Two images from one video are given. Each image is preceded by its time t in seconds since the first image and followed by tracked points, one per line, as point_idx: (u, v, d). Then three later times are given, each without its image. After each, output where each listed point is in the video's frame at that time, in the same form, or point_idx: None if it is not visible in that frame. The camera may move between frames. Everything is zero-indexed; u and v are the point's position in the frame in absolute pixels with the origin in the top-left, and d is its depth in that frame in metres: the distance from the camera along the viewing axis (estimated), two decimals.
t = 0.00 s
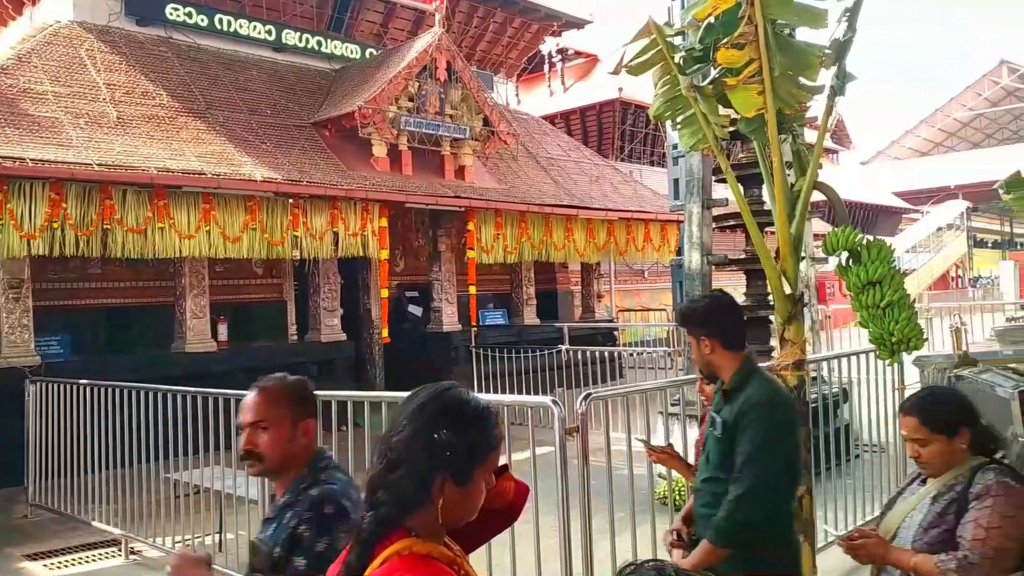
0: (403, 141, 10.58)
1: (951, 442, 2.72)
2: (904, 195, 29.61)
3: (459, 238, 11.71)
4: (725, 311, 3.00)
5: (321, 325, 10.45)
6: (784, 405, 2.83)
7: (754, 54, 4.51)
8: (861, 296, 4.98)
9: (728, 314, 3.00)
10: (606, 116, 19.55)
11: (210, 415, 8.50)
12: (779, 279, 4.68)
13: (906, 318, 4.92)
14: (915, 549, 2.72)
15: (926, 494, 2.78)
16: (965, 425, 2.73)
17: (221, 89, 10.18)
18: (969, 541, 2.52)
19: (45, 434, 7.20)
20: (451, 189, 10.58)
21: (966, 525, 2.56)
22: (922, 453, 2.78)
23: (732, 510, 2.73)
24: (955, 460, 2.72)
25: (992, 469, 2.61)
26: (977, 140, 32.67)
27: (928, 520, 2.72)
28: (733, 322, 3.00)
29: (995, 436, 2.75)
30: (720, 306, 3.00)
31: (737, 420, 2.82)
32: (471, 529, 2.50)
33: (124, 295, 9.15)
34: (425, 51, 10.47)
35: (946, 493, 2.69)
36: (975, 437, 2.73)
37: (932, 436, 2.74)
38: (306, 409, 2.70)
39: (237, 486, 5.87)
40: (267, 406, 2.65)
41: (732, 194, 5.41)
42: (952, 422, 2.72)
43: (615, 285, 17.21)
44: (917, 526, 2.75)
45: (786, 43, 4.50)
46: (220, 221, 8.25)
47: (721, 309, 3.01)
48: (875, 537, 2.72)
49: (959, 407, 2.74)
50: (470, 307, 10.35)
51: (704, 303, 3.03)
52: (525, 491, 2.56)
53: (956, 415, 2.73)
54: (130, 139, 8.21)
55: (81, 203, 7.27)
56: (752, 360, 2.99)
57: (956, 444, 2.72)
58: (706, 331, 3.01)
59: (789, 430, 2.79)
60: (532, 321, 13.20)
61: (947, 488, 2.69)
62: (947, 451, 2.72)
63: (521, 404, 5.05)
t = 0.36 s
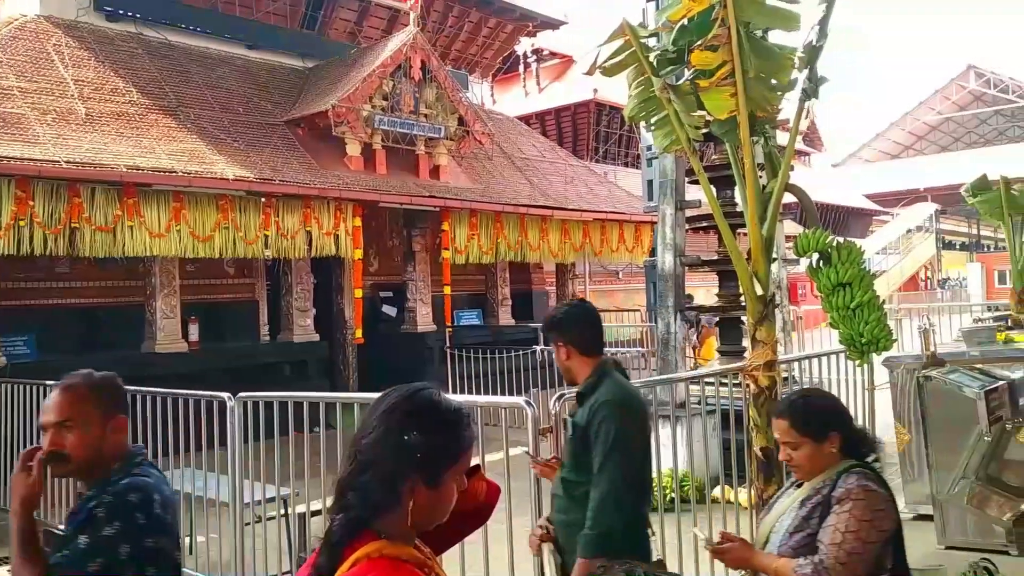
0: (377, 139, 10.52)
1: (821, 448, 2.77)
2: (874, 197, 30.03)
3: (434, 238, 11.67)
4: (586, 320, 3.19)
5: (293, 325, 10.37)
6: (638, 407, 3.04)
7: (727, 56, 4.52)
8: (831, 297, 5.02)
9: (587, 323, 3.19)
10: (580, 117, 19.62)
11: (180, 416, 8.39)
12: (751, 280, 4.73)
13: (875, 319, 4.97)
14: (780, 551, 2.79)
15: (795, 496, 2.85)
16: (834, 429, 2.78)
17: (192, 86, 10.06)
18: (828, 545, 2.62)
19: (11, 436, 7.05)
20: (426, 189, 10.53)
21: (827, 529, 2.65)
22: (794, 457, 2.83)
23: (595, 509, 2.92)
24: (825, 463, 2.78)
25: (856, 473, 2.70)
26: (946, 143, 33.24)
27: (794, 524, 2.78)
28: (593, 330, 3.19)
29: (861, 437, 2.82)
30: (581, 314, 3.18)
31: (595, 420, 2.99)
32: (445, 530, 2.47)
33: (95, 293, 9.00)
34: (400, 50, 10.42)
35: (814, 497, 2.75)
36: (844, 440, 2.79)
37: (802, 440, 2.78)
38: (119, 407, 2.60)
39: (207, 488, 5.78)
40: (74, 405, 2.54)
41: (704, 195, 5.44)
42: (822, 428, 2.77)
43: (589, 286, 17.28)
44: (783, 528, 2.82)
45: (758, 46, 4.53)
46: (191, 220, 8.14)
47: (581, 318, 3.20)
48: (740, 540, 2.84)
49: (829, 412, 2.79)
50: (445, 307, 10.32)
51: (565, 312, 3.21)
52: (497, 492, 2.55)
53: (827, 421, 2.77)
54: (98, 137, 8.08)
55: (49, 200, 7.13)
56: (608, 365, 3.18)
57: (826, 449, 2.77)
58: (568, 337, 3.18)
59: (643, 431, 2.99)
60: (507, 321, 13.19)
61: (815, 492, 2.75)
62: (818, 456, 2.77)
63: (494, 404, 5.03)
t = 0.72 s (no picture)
0: (363, 143, 10.50)
1: (678, 463, 2.74)
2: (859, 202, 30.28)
3: (421, 242, 11.66)
4: (472, 333, 3.12)
5: (278, 329, 10.32)
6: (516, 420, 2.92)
7: (712, 61, 4.53)
8: (815, 301, 5.06)
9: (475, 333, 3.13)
10: (567, 122, 19.68)
11: (164, 421, 8.33)
12: (736, 284, 4.74)
13: (859, 323, 4.99)
14: (637, 567, 2.64)
15: (656, 512, 2.74)
16: (692, 445, 2.76)
17: (177, 88, 10.00)
18: (680, 559, 2.52)
19: None
20: (412, 193, 10.51)
21: (681, 543, 2.55)
22: (655, 474, 2.79)
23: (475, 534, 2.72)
24: (683, 480, 2.73)
25: (710, 486, 2.65)
26: (928, 149, 33.58)
27: (652, 539, 2.65)
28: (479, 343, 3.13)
29: (719, 457, 2.80)
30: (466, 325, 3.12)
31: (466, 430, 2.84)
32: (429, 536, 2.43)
33: (77, 297, 8.93)
34: (386, 54, 10.41)
35: (672, 511, 2.66)
36: (703, 458, 2.77)
37: (662, 456, 2.75)
38: None
39: (191, 492, 5.75)
40: None
41: (689, 199, 5.45)
42: (680, 443, 2.75)
43: (576, 290, 17.32)
44: (640, 545, 2.68)
45: (743, 52, 4.55)
46: (175, 223, 8.08)
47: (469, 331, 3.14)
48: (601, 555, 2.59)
49: (689, 428, 2.78)
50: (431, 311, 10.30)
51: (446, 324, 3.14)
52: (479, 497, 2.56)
53: (684, 437, 2.76)
54: (82, 139, 8.02)
55: (32, 202, 7.06)
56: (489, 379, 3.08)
57: (682, 464, 2.74)
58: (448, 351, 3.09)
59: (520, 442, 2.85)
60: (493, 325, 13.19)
61: (673, 507, 2.66)
62: (675, 471, 2.73)
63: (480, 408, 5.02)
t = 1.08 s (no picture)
0: (344, 136, 10.43)
1: (545, 464, 2.55)
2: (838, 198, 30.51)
3: (402, 237, 11.61)
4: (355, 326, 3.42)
5: (258, 324, 10.25)
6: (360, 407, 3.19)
7: (693, 57, 4.53)
8: (794, 296, 5.08)
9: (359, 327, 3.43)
10: (548, 117, 19.68)
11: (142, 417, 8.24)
12: (716, 279, 4.76)
13: (837, 318, 5.02)
14: (501, 573, 2.42)
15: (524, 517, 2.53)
16: (560, 446, 2.57)
17: (155, 80, 9.89)
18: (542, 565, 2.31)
19: None
20: (393, 187, 10.47)
21: (542, 547, 2.34)
22: (523, 477, 2.61)
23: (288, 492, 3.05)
24: (550, 482, 2.56)
25: (573, 488, 2.45)
26: (907, 146, 33.89)
27: (517, 543, 2.44)
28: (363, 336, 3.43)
29: (590, 455, 2.62)
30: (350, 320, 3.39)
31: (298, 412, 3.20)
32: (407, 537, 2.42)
33: (53, 292, 8.81)
34: (367, 47, 10.34)
35: (537, 514, 2.45)
36: (571, 458, 2.57)
37: (527, 458, 2.59)
38: None
39: (168, 489, 5.69)
40: None
41: (670, 195, 5.45)
42: (545, 444, 2.57)
43: (558, 284, 17.33)
44: (507, 550, 2.47)
45: (723, 47, 4.56)
46: (153, 216, 7.99)
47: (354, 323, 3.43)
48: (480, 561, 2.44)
49: (557, 427, 2.60)
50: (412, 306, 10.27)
51: (328, 312, 3.45)
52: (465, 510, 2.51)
53: (550, 436, 2.57)
54: (58, 131, 7.90)
55: (6, 195, 6.94)
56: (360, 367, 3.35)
57: (550, 465, 2.55)
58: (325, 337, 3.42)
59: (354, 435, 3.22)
60: (475, 320, 13.18)
61: (538, 510, 2.45)
62: (541, 473, 2.55)
63: (461, 403, 5.00)
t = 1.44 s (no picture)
0: (324, 139, 10.39)
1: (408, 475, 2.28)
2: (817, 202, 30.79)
3: (382, 240, 11.57)
4: (278, 340, 2.89)
5: (236, 327, 10.16)
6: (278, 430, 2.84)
7: (672, 62, 4.54)
8: (772, 299, 5.12)
9: (282, 341, 2.89)
10: (529, 121, 19.73)
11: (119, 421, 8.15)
12: (695, 283, 4.78)
13: (814, 322, 5.06)
14: None
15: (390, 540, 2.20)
16: (426, 458, 2.29)
17: (133, 82, 9.81)
18: None
19: None
20: (373, 190, 10.44)
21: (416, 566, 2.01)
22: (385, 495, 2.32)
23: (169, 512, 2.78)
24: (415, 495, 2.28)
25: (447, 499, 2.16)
26: (884, 152, 34.27)
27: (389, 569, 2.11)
28: (288, 351, 2.89)
29: (460, 463, 2.39)
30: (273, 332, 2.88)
31: (193, 424, 2.81)
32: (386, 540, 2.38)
33: (28, 295, 8.70)
34: (347, 50, 10.31)
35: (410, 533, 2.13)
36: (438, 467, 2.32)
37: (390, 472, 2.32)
38: None
39: (144, 495, 5.62)
40: None
41: (649, 200, 5.46)
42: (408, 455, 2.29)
43: (539, 288, 17.37)
44: None
45: (702, 53, 4.58)
46: (130, 219, 7.92)
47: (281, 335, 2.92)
48: None
49: (426, 439, 2.33)
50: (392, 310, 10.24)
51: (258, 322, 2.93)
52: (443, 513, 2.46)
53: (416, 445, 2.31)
54: (33, 133, 7.81)
55: None
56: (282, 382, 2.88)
57: (415, 476, 2.28)
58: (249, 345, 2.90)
59: (262, 467, 2.76)
60: (455, 324, 13.16)
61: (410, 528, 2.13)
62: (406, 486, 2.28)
63: (440, 407, 4.99)
